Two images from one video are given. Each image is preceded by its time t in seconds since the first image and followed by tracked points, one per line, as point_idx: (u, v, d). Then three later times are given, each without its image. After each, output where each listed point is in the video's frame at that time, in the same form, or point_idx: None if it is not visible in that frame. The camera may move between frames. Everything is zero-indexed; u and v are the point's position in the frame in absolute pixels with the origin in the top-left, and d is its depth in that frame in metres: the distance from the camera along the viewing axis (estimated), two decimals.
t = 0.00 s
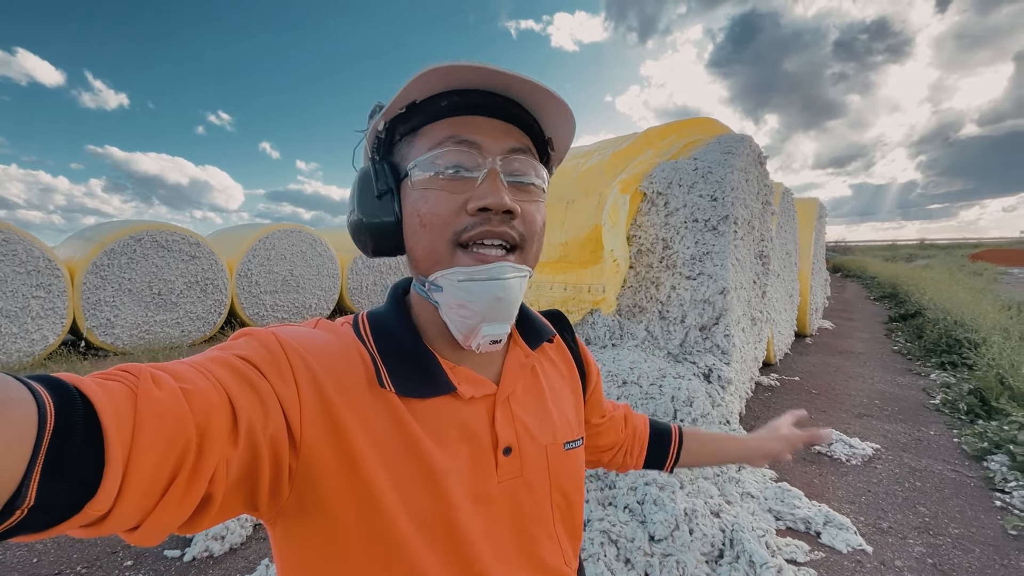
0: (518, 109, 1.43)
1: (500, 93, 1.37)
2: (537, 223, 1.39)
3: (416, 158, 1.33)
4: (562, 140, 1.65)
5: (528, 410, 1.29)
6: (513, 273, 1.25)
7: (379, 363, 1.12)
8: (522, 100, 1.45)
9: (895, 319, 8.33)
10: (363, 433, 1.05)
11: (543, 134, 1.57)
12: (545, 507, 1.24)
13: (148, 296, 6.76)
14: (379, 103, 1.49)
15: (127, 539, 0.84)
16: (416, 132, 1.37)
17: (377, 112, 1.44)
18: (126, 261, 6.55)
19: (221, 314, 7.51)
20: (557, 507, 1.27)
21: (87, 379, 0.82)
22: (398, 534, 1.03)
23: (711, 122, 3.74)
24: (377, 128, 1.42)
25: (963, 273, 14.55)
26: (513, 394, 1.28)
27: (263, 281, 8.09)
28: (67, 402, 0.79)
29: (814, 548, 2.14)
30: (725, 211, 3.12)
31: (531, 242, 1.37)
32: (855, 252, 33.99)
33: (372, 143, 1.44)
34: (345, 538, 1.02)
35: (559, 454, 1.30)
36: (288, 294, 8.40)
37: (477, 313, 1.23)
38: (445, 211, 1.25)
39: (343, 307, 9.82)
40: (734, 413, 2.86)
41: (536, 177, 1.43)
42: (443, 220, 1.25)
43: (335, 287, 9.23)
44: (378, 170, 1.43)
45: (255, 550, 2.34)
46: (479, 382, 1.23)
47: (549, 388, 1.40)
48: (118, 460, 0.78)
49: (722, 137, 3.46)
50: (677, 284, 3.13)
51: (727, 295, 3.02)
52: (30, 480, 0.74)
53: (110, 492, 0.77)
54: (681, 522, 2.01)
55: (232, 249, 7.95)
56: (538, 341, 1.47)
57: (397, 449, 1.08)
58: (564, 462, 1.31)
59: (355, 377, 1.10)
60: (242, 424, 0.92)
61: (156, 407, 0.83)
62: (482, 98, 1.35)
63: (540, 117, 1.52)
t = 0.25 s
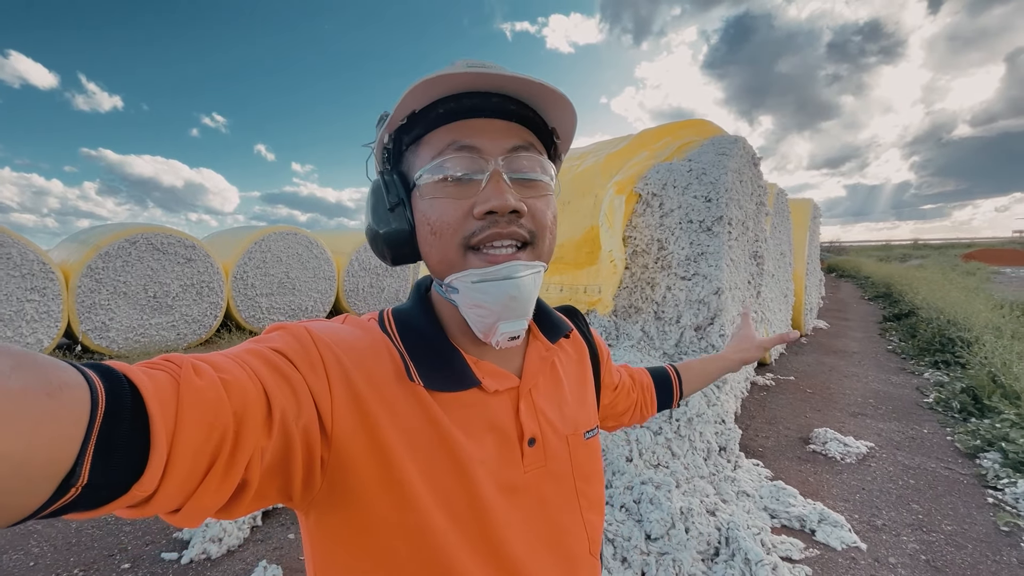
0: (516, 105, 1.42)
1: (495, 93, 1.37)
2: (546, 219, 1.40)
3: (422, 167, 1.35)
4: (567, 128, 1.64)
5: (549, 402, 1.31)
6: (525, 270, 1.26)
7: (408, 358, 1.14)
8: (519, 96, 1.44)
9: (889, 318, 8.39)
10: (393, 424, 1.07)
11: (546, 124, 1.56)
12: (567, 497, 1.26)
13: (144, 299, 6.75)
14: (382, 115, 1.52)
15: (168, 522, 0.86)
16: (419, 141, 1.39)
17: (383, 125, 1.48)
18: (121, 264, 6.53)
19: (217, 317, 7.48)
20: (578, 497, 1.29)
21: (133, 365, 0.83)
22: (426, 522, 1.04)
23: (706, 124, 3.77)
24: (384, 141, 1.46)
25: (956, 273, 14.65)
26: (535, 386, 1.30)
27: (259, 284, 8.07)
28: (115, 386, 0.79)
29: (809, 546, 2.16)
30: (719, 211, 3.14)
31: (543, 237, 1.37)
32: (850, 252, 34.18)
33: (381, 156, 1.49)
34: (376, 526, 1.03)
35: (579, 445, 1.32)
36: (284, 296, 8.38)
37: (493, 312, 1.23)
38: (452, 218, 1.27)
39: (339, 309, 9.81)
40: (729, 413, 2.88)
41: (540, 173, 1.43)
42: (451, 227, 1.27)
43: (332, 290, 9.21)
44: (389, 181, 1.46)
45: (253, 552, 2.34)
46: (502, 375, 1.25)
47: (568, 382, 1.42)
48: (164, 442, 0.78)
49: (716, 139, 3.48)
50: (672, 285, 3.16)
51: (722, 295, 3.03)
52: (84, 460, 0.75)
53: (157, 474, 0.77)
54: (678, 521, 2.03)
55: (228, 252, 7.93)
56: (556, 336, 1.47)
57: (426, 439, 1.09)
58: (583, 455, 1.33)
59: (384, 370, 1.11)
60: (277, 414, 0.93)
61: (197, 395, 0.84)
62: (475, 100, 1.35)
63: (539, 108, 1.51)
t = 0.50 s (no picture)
0: (522, 111, 1.42)
1: (502, 97, 1.36)
2: (546, 225, 1.40)
3: (425, 166, 1.35)
4: (570, 137, 1.64)
5: (543, 399, 1.31)
6: (524, 273, 1.27)
7: (403, 358, 1.13)
8: (526, 102, 1.44)
9: (881, 318, 8.45)
10: (391, 423, 1.06)
11: (551, 130, 1.55)
12: (564, 492, 1.27)
13: (135, 301, 6.70)
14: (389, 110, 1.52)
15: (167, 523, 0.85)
16: (424, 139, 1.39)
17: (388, 120, 1.47)
18: (112, 267, 6.48)
19: (210, 319, 7.44)
20: (574, 492, 1.30)
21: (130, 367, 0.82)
22: (425, 521, 1.04)
23: (698, 125, 3.79)
24: (388, 136, 1.45)
25: (947, 273, 14.78)
26: (530, 383, 1.30)
27: (252, 286, 8.03)
28: (113, 388, 0.79)
29: (799, 545, 2.17)
30: (709, 213, 3.17)
31: (542, 243, 1.38)
32: (843, 252, 34.41)
33: (384, 151, 1.48)
34: (376, 525, 1.03)
35: (573, 439, 1.33)
36: (278, 298, 8.34)
37: (491, 311, 1.23)
38: (451, 219, 1.27)
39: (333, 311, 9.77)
40: (721, 413, 2.89)
41: (543, 179, 1.42)
42: (451, 228, 1.27)
43: (326, 292, 9.18)
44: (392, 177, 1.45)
45: (243, 556, 2.33)
46: (498, 373, 1.25)
47: (561, 378, 1.43)
48: (161, 443, 0.78)
49: (706, 141, 3.50)
50: (663, 286, 3.18)
51: (713, 296, 3.06)
52: (81, 461, 0.74)
53: (154, 474, 0.77)
54: (668, 522, 2.03)
55: (221, 254, 7.88)
56: (548, 333, 1.46)
57: (423, 437, 1.09)
58: (578, 449, 1.34)
59: (380, 369, 1.11)
60: (274, 414, 0.93)
61: (194, 396, 0.84)
62: (483, 104, 1.35)
63: (545, 114, 1.51)
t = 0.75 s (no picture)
0: (505, 106, 1.40)
1: (483, 94, 1.35)
2: (538, 222, 1.38)
3: (412, 173, 1.35)
4: (557, 124, 1.62)
5: (548, 402, 1.30)
6: (521, 274, 1.25)
7: (407, 360, 1.12)
8: (508, 96, 1.42)
9: (875, 318, 8.49)
10: (395, 427, 1.05)
11: (537, 121, 1.54)
12: (568, 495, 1.26)
13: (127, 304, 6.65)
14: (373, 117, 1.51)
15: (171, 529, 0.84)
16: (410, 145, 1.38)
17: (373, 128, 1.46)
18: (103, 269, 6.42)
19: (203, 321, 7.39)
20: (578, 496, 1.29)
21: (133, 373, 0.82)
22: (431, 524, 1.02)
23: (691, 125, 3.81)
24: (375, 146, 1.44)
25: (941, 274, 14.87)
26: (534, 386, 1.29)
27: (246, 288, 7.99)
28: (115, 396, 0.78)
29: (792, 546, 2.17)
30: (703, 214, 3.17)
31: (536, 241, 1.36)
32: (837, 253, 34.56)
33: (374, 160, 1.47)
34: (381, 529, 1.01)
35: (577, 442, 1.32)
36: (272, 300, 8.30)
37: (490, 316, 1.23)
38: (445, 224, 1.27)
39: (328, 312, 9.73)
40: (715, 414, 2.90)
41: (531, 173, 1.41)
42: (445, 233, 1.26)
43: (320, 293, 9.15)
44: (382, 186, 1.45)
45: (234, 560, 2.31)
46: (502, 376, 1.24)
47: (566, 381, 1.42)
48: (164, 450, 0.77)
49: (700, 141, 3.51)
50: (658, 286, 3.17)
51: (707, 297, 3.07)
52: (84, 470, 0.74)
53: (158, 481, 0.76)
54: (662, 523, 2.03)
55: (215, 256, 7.84)
56: (554, 335, 1.45)
57: (428, 440, 1.08)
58: (582, 453, 1.33)
59: (384, 372, 1.09)
60: (278, 419, 0.91)
61: (197, 401, 0.83)
62: (464, 103, 1.34)
63: (529, 106, 1.49)
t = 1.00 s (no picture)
0: (512, 117, 1.39)
1: (491, 104, 1.35)
2: (539, 234, 1.38)
3: (417, 178, 1.33)
4: (562, 137, 1.61)
5: (545, 405, 1.29)
6: (520, 283, 1.24)
7: (404, 360, 1.11)
8: (516, 107, 1.41)
9: (870, 318, 8.52)
10: (392, 427, 1.04)
11: (542, 134, 1.53)
12: (564, 499, 1.25)
13: (121, 305, 6.61)
14: (381, 118, 1.49)
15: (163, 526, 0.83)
16: (416, 150, 1.37)
17: (380, 129, 1.44)
18: (97, 270, 6.38)
19: (198, 322, 7.35)
20: (574, 501, 1.28)
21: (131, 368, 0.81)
22: (427, 525, 1.01)
23: (687, 126, 3.81)
24: (380, 147, 1.43)
25: (936, 274, 14.93)
26: (532, 389, 1.28)
27: (242, 289, 7.95)
28: (113, 390, 0.77)
29: (788, 547, 2.17)
30: (698, 215, 3.17)
31: (536, 251, 1.36)
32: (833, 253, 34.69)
33: (376, 161, 1.46)
34: (376, 530, 0.99)
35: (574, 446, 1.31)
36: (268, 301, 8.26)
37: (488, 323, 1.22)
38: (448, 230, 1.26)
39: (324, 313, 9.70)
40: (711, 415, 2.89)
41: (535, 185, 1.41)
42: (447, 240, 1.25)
43: (316, 294, 9.11)
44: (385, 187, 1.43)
45: (226, 565, 2.29)
46: (499, 377, 1.23)
47: (563, 384, 1.41)
48: (160, 446, 0.76)
49: (695, 142, 3.51)
50: (652, 287, 3.17)
51: (702, 298, 3.07)
52: (81, 462, 0.72)
53: (152, 477, 0.75)
54: (657, 526, 2.02)
55: (210, 256, 7.79)
56: (551, 339, 1.44)
57: (425, 441, 1.06)
58: (578, 457, 1.32)
59: (382, 372, 1.08)
60: (274, 417, 0.90)
61: (193, 398, 0.82)
62: (472, 112, 1.33)
63: (536, 118, 1.48)
